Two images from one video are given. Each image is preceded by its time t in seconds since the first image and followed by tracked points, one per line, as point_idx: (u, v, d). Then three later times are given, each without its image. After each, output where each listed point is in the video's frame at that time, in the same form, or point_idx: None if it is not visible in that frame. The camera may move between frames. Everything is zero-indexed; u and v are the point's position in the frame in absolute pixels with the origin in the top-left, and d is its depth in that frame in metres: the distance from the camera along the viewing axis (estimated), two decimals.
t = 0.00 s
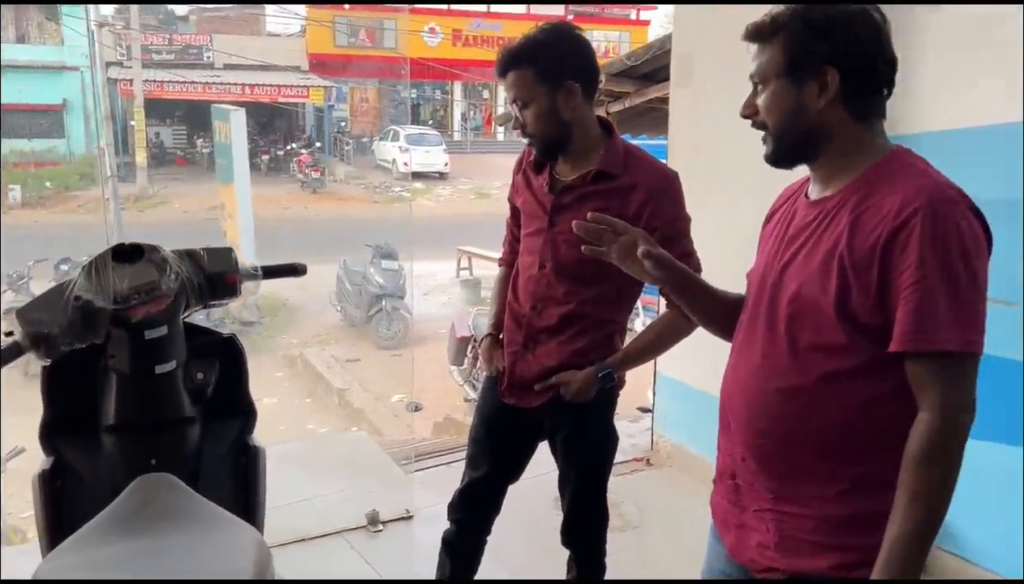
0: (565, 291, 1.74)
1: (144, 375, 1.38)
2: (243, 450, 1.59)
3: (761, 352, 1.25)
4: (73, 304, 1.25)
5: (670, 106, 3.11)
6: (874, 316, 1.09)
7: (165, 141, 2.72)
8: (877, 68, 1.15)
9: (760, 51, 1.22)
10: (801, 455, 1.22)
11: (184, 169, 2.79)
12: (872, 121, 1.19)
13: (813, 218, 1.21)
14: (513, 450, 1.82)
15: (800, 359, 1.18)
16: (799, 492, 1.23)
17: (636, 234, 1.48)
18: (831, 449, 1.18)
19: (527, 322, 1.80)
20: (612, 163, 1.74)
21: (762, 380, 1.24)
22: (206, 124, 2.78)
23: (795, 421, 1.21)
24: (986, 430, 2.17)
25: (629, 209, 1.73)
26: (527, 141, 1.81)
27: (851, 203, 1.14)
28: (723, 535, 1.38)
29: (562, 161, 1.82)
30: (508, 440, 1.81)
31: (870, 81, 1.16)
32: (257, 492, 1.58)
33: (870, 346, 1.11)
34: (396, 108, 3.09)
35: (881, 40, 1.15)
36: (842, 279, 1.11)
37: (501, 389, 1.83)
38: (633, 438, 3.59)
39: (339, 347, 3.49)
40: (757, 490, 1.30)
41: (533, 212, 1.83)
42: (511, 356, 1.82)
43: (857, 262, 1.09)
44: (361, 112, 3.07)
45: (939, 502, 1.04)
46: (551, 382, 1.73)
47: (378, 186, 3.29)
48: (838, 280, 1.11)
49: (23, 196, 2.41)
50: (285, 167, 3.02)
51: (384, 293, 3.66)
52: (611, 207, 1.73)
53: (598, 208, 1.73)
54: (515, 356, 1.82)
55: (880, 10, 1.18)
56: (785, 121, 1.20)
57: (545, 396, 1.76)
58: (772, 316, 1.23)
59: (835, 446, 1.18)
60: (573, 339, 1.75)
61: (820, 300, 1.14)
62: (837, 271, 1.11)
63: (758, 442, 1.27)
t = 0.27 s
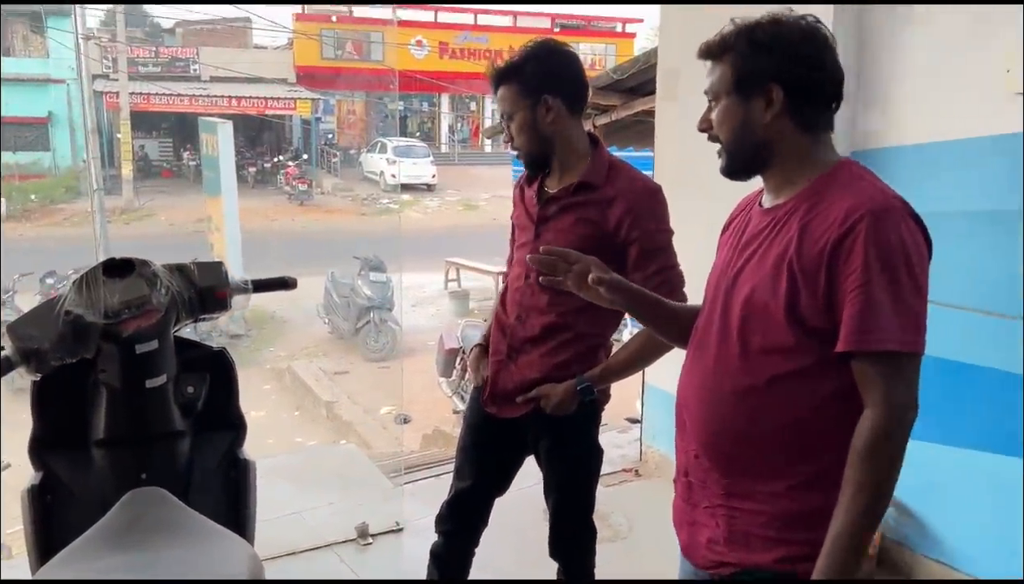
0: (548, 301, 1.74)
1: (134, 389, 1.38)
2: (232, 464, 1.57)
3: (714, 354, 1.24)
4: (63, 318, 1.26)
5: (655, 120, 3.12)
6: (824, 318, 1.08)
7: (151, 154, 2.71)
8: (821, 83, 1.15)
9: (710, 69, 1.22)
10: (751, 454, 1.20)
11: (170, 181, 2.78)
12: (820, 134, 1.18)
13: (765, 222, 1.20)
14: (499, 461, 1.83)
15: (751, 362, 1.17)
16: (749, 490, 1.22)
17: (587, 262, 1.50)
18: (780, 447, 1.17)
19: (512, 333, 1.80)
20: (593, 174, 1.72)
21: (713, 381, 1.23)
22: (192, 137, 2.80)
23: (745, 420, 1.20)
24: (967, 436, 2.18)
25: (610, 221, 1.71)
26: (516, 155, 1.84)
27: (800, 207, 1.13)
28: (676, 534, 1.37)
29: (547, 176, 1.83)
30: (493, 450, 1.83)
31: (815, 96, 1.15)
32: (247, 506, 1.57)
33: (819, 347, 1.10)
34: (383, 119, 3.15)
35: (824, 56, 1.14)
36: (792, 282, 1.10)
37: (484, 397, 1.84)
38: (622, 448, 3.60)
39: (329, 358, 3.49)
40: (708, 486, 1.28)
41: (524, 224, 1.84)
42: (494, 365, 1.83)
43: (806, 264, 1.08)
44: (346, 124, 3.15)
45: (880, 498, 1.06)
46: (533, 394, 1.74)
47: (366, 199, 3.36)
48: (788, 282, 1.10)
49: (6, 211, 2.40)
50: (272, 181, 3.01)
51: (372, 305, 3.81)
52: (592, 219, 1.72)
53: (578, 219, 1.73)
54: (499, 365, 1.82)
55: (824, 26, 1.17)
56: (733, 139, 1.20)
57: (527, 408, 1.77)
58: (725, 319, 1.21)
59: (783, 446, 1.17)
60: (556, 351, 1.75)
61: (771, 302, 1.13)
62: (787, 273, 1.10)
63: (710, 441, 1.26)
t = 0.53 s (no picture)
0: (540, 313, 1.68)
1: (134, 403, 1.38)
2: (233, 477, 1.58)
3: (685, 366, 1.22)
4: (64, 332, 1.26)
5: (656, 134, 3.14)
6: (790, 334, 1.07)
7: (157, 167, 2.77)
8: (791, 106, 1.14)
9: (682, 92, 1.21)
10: (719, 465, 1.19)
11: (175, 194, 2.82)
12: (792, 155, 1.18)
13: (737, 238, 1.19)
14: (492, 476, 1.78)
15: (721, 375, 1.16)
16: (717, 499, 1.20)
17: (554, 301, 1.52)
18: (746, 458, 1.16)
19: (505, 345, 1.75)
20: (587, 187, 1.68)
21: (683, 392, 1.22)
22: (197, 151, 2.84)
23: (712, 431, 1.18)
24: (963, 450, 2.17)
25: (601, 235, 1.65)
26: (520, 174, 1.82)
27: (770, 224, 1.13)
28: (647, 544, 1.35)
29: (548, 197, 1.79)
30: (485, 465, 1.78)
31: (787, 118, 1.15)
32: (247, 519, 1.57)
33: (786, 362, 1.10)
34: (387, 133, 3.16)
35: (793, 79, 1.14)
36: (759, 297, 1.09)
37: (475, 409, 1.80)
38: (623, 462, 3.59)
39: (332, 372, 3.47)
40: (678, 494, 1.26)
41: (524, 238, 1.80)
42: (486, 376, 1.79)
43: (773, 280, 1.08)
44: (351, 137, 3.15)
45: (836, 508, 1.06)
46: (521, 410, 1.67)
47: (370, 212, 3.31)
48: (756, 297, 1.10)
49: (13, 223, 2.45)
50: (276, 194, 3.05)
51: (376, 318, 3.66)
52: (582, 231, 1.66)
53: (570, 231, 1.68)
54: (491, 376, 1.78)
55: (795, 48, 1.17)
56: (707, 160, 1.19)
57: (517, 423, 1.71)
58: (696, 332, 1.20)
59: (749, 457, 1.16)
60: (547, 364, 1.69)
61: (740, 317, 1.12)
62: (755, 289, 1.10)
63: (680, 451, 1.24)
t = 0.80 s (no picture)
0: (544, 319, 1.59)
1: (141, 409, 1.36)
2: (237, 484, 1.53)
3: (665, 374, 1.13)
4: (72, 339, 1.26)
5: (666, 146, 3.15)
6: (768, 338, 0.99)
7: (180, 177, 2.91)
8: (776, 117, 1.07)
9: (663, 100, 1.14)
10: (701, 469, 1.08)
11: (199, 205, 3.01)
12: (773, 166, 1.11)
13: (718, 246, 1.11)
14: (489, 487, 1.69)
15: (700, 381, 1.07)
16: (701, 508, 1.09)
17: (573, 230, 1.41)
18: (726, 467, 1.06)
19: (506, 352, 1.66)
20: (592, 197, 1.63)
21: (663, 398, 1.13)
22: (218, 162, 2.99)
23: (692, 439, 1.08)
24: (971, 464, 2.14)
25: (606, 242, 1.59)
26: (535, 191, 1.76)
27: (749, 229, 1.05)
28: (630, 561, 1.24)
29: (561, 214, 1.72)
30: (483, 475, 1.68)
31: (773, 128, 1.08)
32: (252, 525, 1.52)
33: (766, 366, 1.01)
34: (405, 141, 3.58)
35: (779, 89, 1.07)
36: (735, 300, 1.01)
37: (470, 419, 1.70)
38: (634, 474, 3.58)
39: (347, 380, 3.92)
40: (669, 499, 1.14)
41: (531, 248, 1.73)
42: (484, 384, 1.69)
43: (749, 281, 1.00)
44: (372, 147, 3.63)
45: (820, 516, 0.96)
46: (518, 420, 1.59)
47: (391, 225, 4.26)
48: (733, 300, 1.01)
49: (38, 231, 2.25)
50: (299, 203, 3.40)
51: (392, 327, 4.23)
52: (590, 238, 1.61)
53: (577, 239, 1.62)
54: (490, 384, 1.68)
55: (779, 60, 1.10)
56: (688, 169, 1.11)
57: (514, 434, 1.61)
58: (677, 337, 1.11)
59: (728, 466, 1.06)
60: (549, 373, 1.60)
61: (718, 321, 1.04)
62: (732, 290, 1.02)
63: (661, 461, 1.14)
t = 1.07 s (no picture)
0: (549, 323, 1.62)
1: (152, 406, 1.41)
2: (250, 481, 1.56)
3: (655, 374, 1.12)
4: (85, 337, 1.28)
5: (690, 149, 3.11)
6: (749, 339, 0.97)
7: (217, 182, 2.80)
8: (759, 126, 1.04)
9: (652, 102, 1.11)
10: (689, 477, 1.08)
11: (235, 208, 2.88)
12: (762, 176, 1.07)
13: (710, 243, 1.10)
14: (495, 493, 1.74)
15: (685, 383, 1.06)
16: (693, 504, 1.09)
17: (581, 325, 1.43)
18: (713, 466, 1.05)
19: (513, 355, 1.70)
20: (605, 203, 1.62)
21: (653, 394, 1.12)
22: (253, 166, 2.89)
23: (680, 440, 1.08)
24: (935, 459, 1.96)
25: (614, 248, 1.58)
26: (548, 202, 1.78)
27: (735, 227, 1.03)
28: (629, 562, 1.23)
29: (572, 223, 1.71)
30: (489, 483, 1.74)
31: (758, 136, 1.05)
32: (260, 525, 1.55)
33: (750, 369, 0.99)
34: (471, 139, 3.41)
35: (761, 96, 1.03)
36: (717, 299, 1.00)
37: (476, 419, 1.74)
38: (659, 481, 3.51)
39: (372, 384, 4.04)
40: (657, 504, 1.15)
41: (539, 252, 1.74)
42: (492, 385, 1.74)
43: (729, 280, 0.98)
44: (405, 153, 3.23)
45: (802, 521, 0.95)
46: (523, 424, 1.62)
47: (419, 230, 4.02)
48: (715, 300, 1.00)
49: (79, 236, 2.46)
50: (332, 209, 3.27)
51: (417, 330, 4.18)
52: (596, 243, 1.59)
53: (584, 244, 1.61)
54: (496, 386, 1.74)
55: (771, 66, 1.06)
56: (674, 176, 1.10)
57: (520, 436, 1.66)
58: (666, 336, 1.10)
59: (714, 465, 1.05)
60: (552, 377, 1.62)
61: (701, 321, 1.03)
62: (715, 290, 1.00)
63: (653, 462, 1.13)
